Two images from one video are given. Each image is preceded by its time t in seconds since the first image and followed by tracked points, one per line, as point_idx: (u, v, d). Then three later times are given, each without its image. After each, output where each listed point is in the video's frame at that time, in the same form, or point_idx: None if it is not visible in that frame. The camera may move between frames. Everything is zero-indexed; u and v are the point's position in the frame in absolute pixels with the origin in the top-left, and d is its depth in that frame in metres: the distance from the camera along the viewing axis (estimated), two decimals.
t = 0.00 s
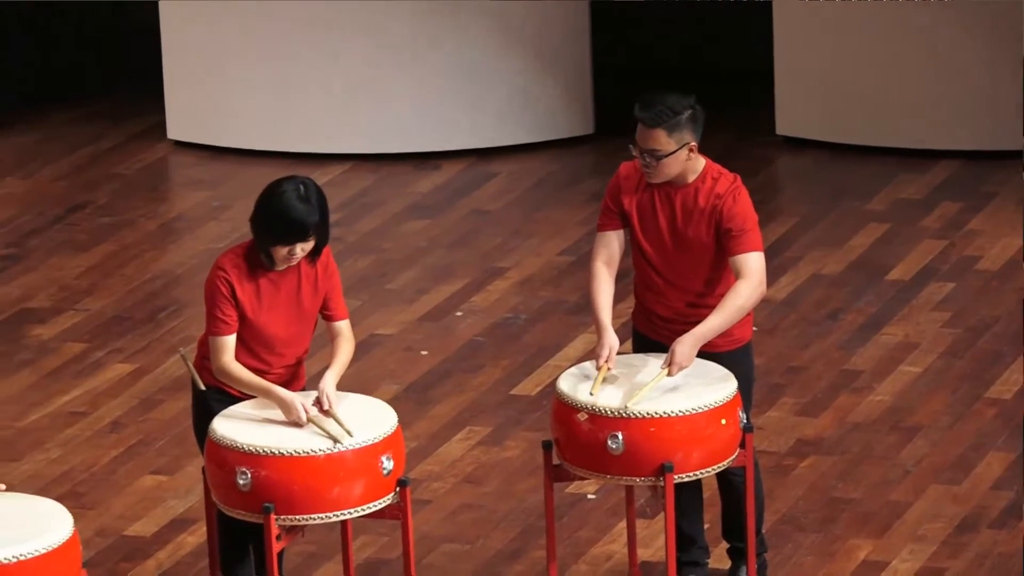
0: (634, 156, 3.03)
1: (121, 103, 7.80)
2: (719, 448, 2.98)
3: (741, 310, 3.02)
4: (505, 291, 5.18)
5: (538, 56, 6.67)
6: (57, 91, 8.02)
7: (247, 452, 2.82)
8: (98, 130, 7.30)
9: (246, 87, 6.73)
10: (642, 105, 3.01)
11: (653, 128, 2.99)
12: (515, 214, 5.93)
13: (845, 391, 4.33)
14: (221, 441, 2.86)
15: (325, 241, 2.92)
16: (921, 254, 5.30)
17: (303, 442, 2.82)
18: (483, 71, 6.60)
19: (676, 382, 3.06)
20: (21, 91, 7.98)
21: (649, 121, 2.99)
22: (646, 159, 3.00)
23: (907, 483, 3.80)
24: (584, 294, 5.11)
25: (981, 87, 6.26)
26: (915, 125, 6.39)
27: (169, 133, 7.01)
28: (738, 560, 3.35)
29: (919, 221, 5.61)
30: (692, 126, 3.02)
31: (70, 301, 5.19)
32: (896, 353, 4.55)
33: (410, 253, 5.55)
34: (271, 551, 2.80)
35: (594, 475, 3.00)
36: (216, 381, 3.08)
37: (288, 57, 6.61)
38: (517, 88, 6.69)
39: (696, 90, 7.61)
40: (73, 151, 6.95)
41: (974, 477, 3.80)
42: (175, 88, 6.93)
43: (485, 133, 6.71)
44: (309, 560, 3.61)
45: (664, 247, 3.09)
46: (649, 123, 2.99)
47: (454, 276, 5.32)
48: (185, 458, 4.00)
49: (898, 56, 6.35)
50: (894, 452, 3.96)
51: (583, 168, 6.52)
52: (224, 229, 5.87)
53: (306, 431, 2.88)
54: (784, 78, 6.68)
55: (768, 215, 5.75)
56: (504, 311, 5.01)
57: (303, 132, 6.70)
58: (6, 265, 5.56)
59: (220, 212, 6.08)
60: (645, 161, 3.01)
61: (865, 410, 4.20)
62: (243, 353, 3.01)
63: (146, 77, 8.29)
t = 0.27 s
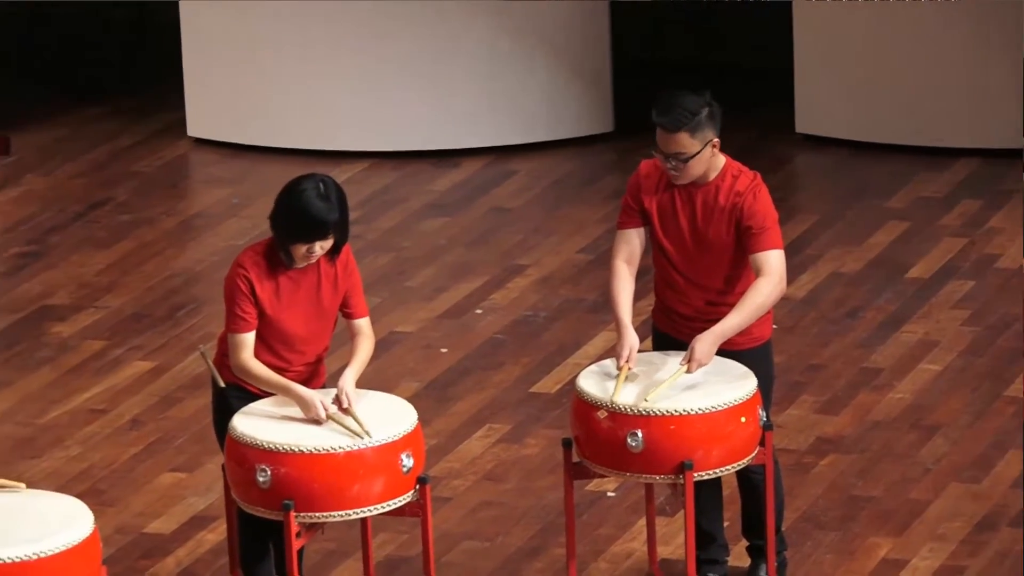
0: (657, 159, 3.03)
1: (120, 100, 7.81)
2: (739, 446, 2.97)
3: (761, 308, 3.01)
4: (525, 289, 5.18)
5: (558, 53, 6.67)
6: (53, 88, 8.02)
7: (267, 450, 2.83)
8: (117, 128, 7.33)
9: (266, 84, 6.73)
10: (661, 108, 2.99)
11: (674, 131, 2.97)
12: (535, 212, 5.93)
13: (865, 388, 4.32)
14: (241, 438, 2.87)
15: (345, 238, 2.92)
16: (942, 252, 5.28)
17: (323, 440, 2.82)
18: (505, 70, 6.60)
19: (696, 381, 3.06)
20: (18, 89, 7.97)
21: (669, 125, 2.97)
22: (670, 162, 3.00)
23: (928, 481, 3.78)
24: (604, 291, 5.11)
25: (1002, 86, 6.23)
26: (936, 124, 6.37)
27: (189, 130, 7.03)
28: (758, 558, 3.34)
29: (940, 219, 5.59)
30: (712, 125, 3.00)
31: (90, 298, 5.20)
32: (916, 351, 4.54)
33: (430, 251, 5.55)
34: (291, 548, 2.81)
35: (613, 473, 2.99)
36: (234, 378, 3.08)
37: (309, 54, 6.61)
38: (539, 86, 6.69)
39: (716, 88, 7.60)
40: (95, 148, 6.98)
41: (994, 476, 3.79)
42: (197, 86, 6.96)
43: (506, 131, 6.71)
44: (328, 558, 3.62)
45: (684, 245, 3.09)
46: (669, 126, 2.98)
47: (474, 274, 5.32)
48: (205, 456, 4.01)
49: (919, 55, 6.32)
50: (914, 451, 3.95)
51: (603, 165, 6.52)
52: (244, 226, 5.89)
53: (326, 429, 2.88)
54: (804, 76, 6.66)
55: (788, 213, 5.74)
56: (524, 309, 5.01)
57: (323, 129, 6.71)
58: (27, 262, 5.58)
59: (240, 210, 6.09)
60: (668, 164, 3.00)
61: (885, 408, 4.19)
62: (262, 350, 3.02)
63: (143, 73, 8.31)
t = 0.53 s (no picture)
0: (693, 159, 3.02)
1: (127, 95, 7.84)
2: (770, 440, 2.97)
3: (792, 303, 3.01)
4: (556, 283, 5.18)
5: (589, 48, 6.67)
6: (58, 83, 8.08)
7: (298, 442, 2.84)
8: (148, 122, 7.37)
9: (298, 80, 6.76)
10: (692, 108, 2.98)
11: (708, 131, 2.96)
12: (566, 206, 5.93)
13: (896, 383, 4.30)
14: (273, 431, 2.88)
15: (372, 230, 2.92)
16: (973, 247, 5.25)
17: (354, 433, 2.83)
18: (536, 66, 6.61)
19: (727, 375, 3.05)
20: (31, 87, 8.04)
21: (702, 126, 2.96)
22: (706, 161, 3.00)
23: (958, 476, 3.77)
24: (634, 286, 5.11)
25: None
26: (967, 120, 6.34)
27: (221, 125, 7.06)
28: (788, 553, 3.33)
29: (972, 214, 5.56)
30: (743, 121, 2.99)
31: (122, 292, 5.23)
32: (947, 347, 4.52)
33: (461, 245, 5.56)
34: (322, 541, 2.82)
35: (644, 467, 2.99)
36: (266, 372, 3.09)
37: (338, 50, 6.64)
38: (570, 82, 6.69)
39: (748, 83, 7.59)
40: (126, 143, 7.01)
41: None
42: (229, 82, 6.99)
43: (538, 128, 6.72)
44: (358, 551, 3.63)
45: (716, 240, 3.08)
46: (702, 127, 2.96)
47: (505, 268, 5.33)
48: (235, 450, 4.03)
49: (950, 51, 6.28)
50: (945, 446, 3.93)
51: (634, 160, 6.51)
52: (276, 220, 5.91)
53: (357, 422, 2.89)
54: (835, 73, 6.61)
55: (819, 208, 5.72)
56: (554, 303, 5.01)
57: (356, 125, 6.73)
58: (59, 254, 5.61)
59: (271, 203, 6.11)
60: (705, 164, 3.00)
61: (916, 403, 4.17)
62: (293, 343, 3.02)
63: (148, 69, 8.33)
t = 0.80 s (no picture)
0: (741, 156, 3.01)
1: (171, 92, 7.92)
2: (818, 435, 2.96)
3: (840, 298, 3.00)
4: (603, 278, 5.18)
5: (636, 43, 6.79)
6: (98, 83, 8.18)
7: (346, 436, 2.85)
8: (198, 118, 7.43)
9: (344, 72, 6.92)
10: (740, 107, 2.97)
11: (757, 130, 2.95)
12: (614, 200, 5.93)
13: (944, 379, 4.28)
14: (321, 425, 2.89)
15: (418, 222, 2.89)
16: None
17: (402, 427, 2.84)
18: (584, 59, 6.73)
19: (775, 370, 3.04)
20: (82, 84, 8.13)
21: (751, 125, 2.95)
22: (754, 158, 2.99)
23: (1007, 472, 3.75)
24: (682, 280, 5.11)
25: None
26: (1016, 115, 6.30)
27: (269, 118, 7.23)
28: (837, 548, 3.32)
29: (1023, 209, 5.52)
30: (792, 118, 2.98)
31: (171, 285, 5.28)
32: (996, 342, 4.49)
33: (509, 239, 5.57)
34: (370, 535, 2.83)
35: (691, 462, 2.99)
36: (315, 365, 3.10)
37: (389, 42, 6.79)
38: (617, 75, 6.80)
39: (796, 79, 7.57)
40: (175, 138, 7.07)
41: None
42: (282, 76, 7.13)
43: (584, 120, 6.83)
44: (405, 545, 3.65)
45: (764, 234, 3.07)
46: (751, 125, 2.95)
47: (552, 262, 5.33)
48: (283, 444, 4.06)
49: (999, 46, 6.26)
50: (993, 442, 3.91)
51: (683, 155, 6.51)
52: (324, 213, 5.94)
53: (405, 416, 2.90)
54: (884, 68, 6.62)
55: (868, 203, 5.69)
56: (602, 297, 5.02)
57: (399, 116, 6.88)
58: (109, 247, 5.67)
59: (319, 197, 6.15)
60: (754, 161, 2.99)
61: (964, 398, 4.15)
62: (341, 336, 3.02)
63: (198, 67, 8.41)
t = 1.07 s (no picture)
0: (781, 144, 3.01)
1: (215, 86, 7.97)
2: (860, 430, 2.95)
3: (883, 292, 2.99)
4: (646, 272, 5.18)
5: (680, 38, 6.79)
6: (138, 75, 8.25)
7: (389, 429, 2.86)
8: (242, 111, 7.48)
9: (387, 66, 6.95)
10: (785, 94, 2.97)
11: (798, 118, 2.95)
12: (657, 194, 5.93)
13: (987, 373, 4.25)
14: (364, 418, 2.90)
15: (462, 216, 2.88)
16: None
17: (444, 420, 2.85)
18: (628, 54, 6.74)
19: (818, 365, 3.04)
20: (127, 77, 8.20)
21: (793, 112, 2.95)
22: (793, 148, 2.98)
23: None
24: (725, 274, 5.10)
25: None
26: None
27: (313, 111, 7.28)
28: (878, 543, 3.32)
29: None
30: (836, 111, 2.98)
31: (214, 277, 5.31)
32: None
33: (552, 232, 5.58)
34: (412, 528, 2.84)
35: (734, 456, 2.98)
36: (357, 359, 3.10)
37: (433, 38, 6.80)
38: (661, 71, 6.81)
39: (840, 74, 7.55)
40: (218, 132, 7.12)
41: None
42: (325, 70, 7.17)
43: (627, 114, 6.85)
44: (448, 538, 3.67)
45: (807, 227, 3.07)
46: (793, 113, 2.95)
47: (596, 256, 5.34)
48: (326, 438, 4.08)
49: None
50: None
51: (726, 150, 6.50)
52: (368, 207, 5.97)
53: (447, 409, 2.91)
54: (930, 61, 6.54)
55: (912, 197, 5.66)
56: (645, 291, 5.02)
57: (442, 110, 6.90)
58: (152, 240, 5.72)
59: (362, 191, 6.18)
60: (792, 149, 2.98)
61: (1008, 393, 4.13)
62: (383, 329, 3.00)
63: (244, 61, 8.48)
